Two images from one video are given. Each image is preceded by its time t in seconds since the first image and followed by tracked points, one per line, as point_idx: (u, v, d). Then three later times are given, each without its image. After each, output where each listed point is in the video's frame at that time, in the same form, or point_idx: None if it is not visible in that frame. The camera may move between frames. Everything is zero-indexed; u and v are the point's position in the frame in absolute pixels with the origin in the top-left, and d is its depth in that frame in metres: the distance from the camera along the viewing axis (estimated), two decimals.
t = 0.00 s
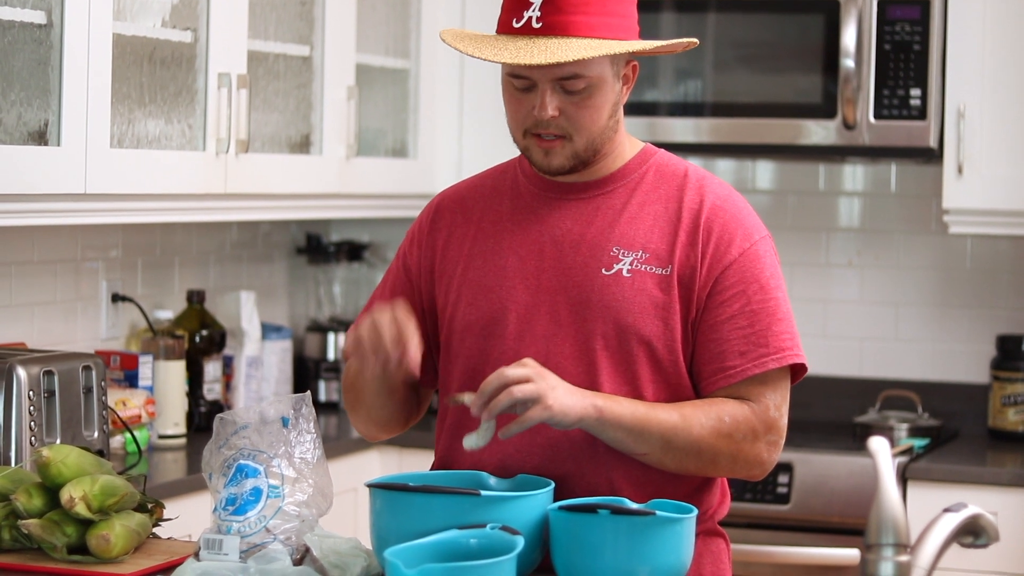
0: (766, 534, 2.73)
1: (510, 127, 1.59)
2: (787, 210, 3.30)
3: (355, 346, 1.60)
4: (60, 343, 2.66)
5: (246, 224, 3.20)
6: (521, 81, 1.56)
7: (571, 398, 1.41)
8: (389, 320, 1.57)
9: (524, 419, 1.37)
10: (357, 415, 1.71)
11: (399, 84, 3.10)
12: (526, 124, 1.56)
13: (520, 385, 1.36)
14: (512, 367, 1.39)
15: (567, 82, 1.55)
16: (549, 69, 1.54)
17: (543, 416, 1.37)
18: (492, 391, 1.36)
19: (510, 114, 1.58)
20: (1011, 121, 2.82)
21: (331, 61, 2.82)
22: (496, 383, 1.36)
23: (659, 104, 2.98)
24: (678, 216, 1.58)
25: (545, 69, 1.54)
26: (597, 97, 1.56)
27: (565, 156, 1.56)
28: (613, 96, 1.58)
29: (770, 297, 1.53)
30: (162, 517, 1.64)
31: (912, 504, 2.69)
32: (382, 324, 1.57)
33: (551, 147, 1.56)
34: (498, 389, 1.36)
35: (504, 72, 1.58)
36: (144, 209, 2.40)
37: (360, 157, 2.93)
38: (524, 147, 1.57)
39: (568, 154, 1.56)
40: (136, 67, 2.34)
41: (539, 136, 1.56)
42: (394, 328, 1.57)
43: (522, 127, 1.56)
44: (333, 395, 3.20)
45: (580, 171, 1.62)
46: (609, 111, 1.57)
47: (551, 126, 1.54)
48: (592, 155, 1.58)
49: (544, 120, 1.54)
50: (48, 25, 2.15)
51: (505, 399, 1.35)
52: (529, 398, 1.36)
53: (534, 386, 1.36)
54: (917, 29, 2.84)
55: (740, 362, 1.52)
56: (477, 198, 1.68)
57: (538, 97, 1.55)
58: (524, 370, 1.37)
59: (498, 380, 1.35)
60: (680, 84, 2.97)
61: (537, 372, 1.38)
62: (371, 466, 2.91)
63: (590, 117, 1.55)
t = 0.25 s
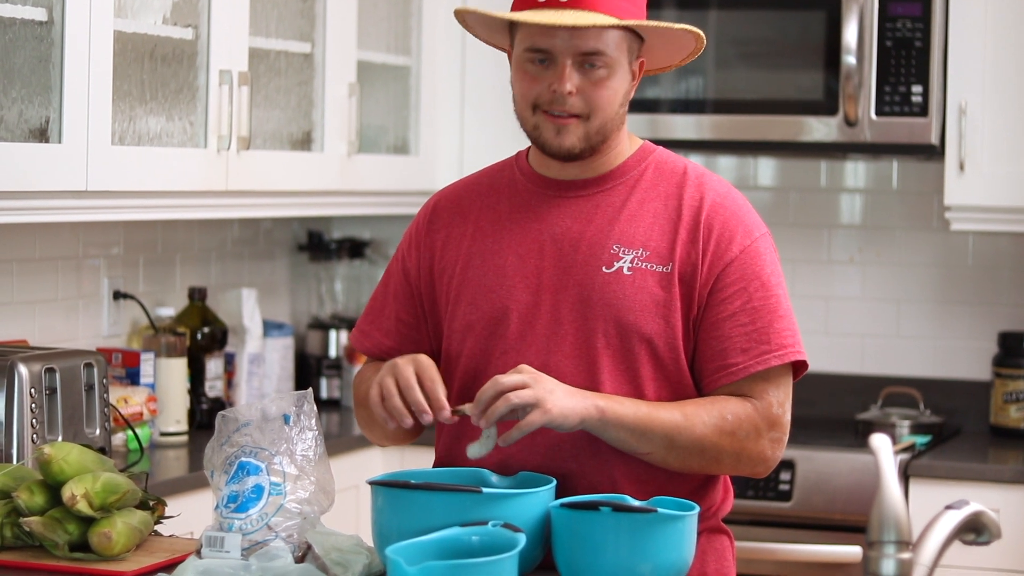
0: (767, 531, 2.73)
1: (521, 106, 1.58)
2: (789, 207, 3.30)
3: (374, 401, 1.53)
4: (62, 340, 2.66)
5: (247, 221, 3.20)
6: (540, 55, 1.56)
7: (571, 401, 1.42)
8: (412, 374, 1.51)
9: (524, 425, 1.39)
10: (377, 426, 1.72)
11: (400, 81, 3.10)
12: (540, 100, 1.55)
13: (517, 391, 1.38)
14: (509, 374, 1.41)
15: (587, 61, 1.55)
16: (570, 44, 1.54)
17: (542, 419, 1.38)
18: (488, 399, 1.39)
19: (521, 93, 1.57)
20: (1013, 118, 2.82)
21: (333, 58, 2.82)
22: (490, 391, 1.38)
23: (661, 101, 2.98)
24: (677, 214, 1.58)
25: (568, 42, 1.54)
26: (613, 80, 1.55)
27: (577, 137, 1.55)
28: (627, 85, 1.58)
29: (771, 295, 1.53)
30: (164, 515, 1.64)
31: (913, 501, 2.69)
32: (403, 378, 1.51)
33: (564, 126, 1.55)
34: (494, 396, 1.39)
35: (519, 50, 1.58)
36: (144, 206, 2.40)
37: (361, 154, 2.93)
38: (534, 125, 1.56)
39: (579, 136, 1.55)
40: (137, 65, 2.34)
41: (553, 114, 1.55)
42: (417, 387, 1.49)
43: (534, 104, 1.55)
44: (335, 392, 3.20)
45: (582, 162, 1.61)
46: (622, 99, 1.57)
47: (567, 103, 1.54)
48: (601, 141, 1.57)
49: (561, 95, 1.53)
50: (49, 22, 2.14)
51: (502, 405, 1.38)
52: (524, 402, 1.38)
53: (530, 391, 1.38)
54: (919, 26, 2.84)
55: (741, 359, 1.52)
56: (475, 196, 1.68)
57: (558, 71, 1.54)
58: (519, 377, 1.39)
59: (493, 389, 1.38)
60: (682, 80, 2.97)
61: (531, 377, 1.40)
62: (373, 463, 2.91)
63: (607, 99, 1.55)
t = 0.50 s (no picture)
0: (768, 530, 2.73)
1: (527, 94, 1.57)
2: (790, 206, 3.30)
3: (392, 416, 1.50)
4: (62, 339, 2.66)
5: (248, 220, 3.20)
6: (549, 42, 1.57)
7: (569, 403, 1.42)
8: (431, 388, 1.48)
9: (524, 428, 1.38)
10: (371, 432, 1.71)
11: (401, 80, 3.09)
12: (548, 86, 1.55)
13: (515, 396, 1.38)
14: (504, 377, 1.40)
15: (596, 47, 1.56)
16: (580, 30, 1.55)
17: (543, 421, 1.38)
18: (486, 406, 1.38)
19: (528, 82, 1.57)
20: (1014, 117, 2.82)
21: (334, 58, 2.82)
22: (488, 398, 1.38)
23: (662, 100, 2.97)
24: (680, 213, 1.58)
25: (578, 29, 1.55)
26: (621, 68, 1.56)
27: (583, 124, 1.55)
28: (633, 77, 1.59)
29: (774, 293, 1.52)
30: (164, 514, 1.64)
31: (914, 500, 2.69)
32: (421, 392, 1.48)
33: (572, 111, 1.54)
34: (491, 403, 1.38)
35: (526, 40, 1.60)
36: (145, 205, 2.40)
37: (362, 153, 2.92)
38: (542, 113, 1.56)
39: (587, 123, 1.55)
40: (138, 64, 2.34)
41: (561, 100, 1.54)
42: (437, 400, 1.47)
43: (543, 91, 1.55)
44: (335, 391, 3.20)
45: (588, 157, 1.61)
46: (628, 91, 1.58)
47: (576, 88, 1.53)
48: (607, 130, 1.57)
49: (571, 80, 1.53)
50: (50, 21, 2.14)
51: (501, 411, 1.37)
52: (524, 406, 1.37)
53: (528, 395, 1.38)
54: (919, 25, 2.84)
55: (743, 358, 1.51)
56: (478, 196, 1.69)
57: (567, 57, 1.55)
58: (515, 383, 1.39)
59: (491, 395, 1.37)
60: (683, 80, 2.96)
61: (528, 381, 1.39)
62: (373, 462, 2.91)
63: (614, 86, 1.55)
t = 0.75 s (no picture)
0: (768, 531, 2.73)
1: (530, 91, 1.57)
2: (790, 207, 3.30)
3: (395, 425, 1.50)
4: (62, 340, 2.66)
5: (248, 221, 3.20)
6: (551, 38, 1.57)
7: (569, 406, 1.42)
8: (431, 394, 1.48)
9: (523, 432, 1.39)
10: (370, 434, 1.71)
11: (400, 81, 3.10)
12: (550, 83, 1.55)
13: (515, 402, 1.38)
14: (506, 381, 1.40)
15: (598, 43, 1.56)
16: (582, 26, 1.56)
17: (542, 427, 1.38)
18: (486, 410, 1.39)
19: (531, 78, 1.57)
20: (1013, 117, 2.82)
21: (333, 58, 2.82)
22: (488, 403, 1.38)
23: (661, 101, 2.97)
24: (683, 215, 1.59)
25: (579, 25, 1.56)
26: (622, 65, 1.56)
27: (587, 121, 1.55)
28: (636, 74, 1.59)
29: (775, 298, 1.53)
30: (164, 514, 1.64)
31: (914, 500, 2.69)
32: (423, 398, 1.48)
33: (574, 108, 1.54)
34: (491, 407, 1.39)
35: (529, 36, 1.59)
36: (145, 206, 2.40)
37: (361, 154, 2.93)
38: (544, 109, 1.56)
39: (589, 120, 1.55)
40: (137, 65, 2.34)
41: (563, 96, 1.54)
42: (441, 406, 1.47)
43: (546, 87, 1.55)
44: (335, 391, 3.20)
45: (591, 155, 1.61)
46: (630, 88, 1.58)
47: (578, 84, 1.54)
48: (609, 128, 1.57)
49: (573, 76, 1.53)
50: (50, 22, 2.14)
51: (501, 417, 1.38)
52: (523, 413, 1.38)
53: (528, 401, 1.38)
54: (919, 25, 2.84)
55: (745, 362, 1.52)
56: (481, 196, 1.69)
57: (570, 53, 1.55)
58: (515, 388, 1.39)
59: (490, 400, 1.38)
60: (682, 80, 2.97)
61: (529, 387, 1.39)
62: (374, 463, 2.91)
63: (617, 83, 1.56)
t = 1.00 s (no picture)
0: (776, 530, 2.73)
1: (541, 95, 1.57)
2: (797, 206, 3.29)
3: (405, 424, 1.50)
4: (69, 339, 2.66)
5: (256, 220, 3.20)
6: (560, 42, 1.57)
7: (579, 412, 1.42)
8: (439, 392, 1.48)
9: (532, 438, 1.39)
10: (378, 432, 1.71)
11: (409, 80, 3.09)
12: (561, 87, 1.54)
13: (526, 411, 1.38)
14: (515, 387, 1.40)
15: (607, 45, 1.56)
16: (591, 28, 1.55)
17: (552, 435, 1.39)
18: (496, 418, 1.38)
19: (541, 81, 1.57)
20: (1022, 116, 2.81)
21: (341, 58, 2.82)
22: (499, 411, 1.37)
23: (669, 100, 2.97)
24: (695, 217, 1.58)
25: (588, 27, 1.55)
26: (632, 66, 1.56)
27: (597, 123, 1.55)
28: (646, 75, 1.59)
29: (786, 301, 1.53)
30: (172, 513, 1.64)
31: (921, 500, 2.69)
32: (432, 397, 1.48)
33: (584, 110, 1.54)
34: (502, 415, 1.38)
35: (539, 40, 1.59)
36: (154, 206, 2.40)
37: (370, 153, 2.92)
38: (555, 113, 1.55)
39: (599, 123, 1.55)
40: (146, 64, 2.34)
41: (573, 100, 1.54)
42: (449, 403, 1.47)
43: (556, 90, 1.55)
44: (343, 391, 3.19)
45: (602, 157, 1.61)
46: (641, 89, 1.58)
47: (588, 87, 1.53)
48: (620, 129, 1.57)
49: (582, 79, 1.53)
50: (58, 22, 2.14)
51: (512, 427, 1.37)
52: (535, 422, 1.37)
53: (540, 411, 1.38)
54: (927, 24, 2.84)
55: (755, 365, 1.51)
56: (493, 195, 1.69)
57: (579, 56, 1.55)
58: (527, 396, 1.38)
59: (501, 409, 1.37)
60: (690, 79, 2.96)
61: (540, 394, 1.39)
62: (381, 462, 2.91)
63: (626, 85, 1.55)
